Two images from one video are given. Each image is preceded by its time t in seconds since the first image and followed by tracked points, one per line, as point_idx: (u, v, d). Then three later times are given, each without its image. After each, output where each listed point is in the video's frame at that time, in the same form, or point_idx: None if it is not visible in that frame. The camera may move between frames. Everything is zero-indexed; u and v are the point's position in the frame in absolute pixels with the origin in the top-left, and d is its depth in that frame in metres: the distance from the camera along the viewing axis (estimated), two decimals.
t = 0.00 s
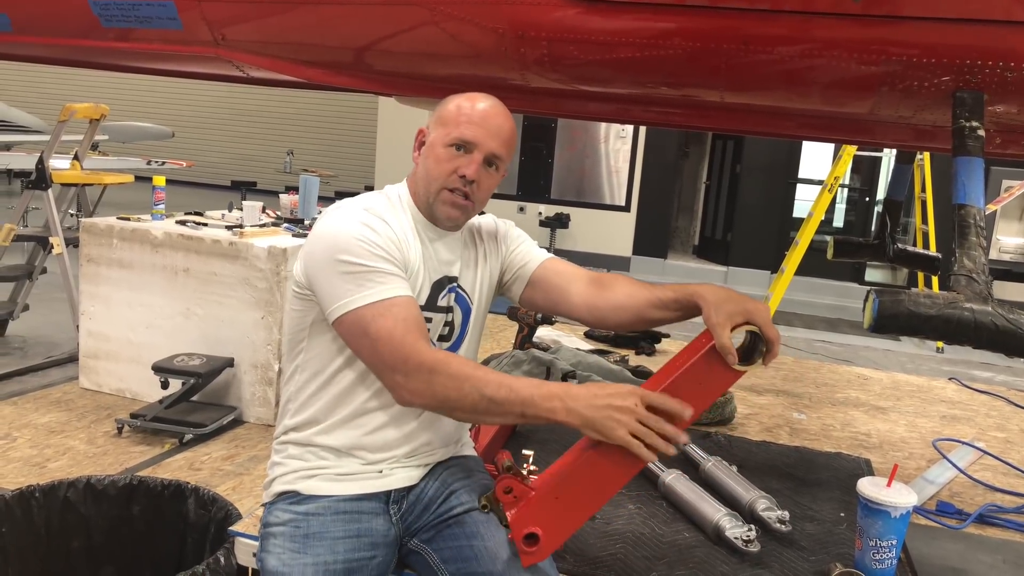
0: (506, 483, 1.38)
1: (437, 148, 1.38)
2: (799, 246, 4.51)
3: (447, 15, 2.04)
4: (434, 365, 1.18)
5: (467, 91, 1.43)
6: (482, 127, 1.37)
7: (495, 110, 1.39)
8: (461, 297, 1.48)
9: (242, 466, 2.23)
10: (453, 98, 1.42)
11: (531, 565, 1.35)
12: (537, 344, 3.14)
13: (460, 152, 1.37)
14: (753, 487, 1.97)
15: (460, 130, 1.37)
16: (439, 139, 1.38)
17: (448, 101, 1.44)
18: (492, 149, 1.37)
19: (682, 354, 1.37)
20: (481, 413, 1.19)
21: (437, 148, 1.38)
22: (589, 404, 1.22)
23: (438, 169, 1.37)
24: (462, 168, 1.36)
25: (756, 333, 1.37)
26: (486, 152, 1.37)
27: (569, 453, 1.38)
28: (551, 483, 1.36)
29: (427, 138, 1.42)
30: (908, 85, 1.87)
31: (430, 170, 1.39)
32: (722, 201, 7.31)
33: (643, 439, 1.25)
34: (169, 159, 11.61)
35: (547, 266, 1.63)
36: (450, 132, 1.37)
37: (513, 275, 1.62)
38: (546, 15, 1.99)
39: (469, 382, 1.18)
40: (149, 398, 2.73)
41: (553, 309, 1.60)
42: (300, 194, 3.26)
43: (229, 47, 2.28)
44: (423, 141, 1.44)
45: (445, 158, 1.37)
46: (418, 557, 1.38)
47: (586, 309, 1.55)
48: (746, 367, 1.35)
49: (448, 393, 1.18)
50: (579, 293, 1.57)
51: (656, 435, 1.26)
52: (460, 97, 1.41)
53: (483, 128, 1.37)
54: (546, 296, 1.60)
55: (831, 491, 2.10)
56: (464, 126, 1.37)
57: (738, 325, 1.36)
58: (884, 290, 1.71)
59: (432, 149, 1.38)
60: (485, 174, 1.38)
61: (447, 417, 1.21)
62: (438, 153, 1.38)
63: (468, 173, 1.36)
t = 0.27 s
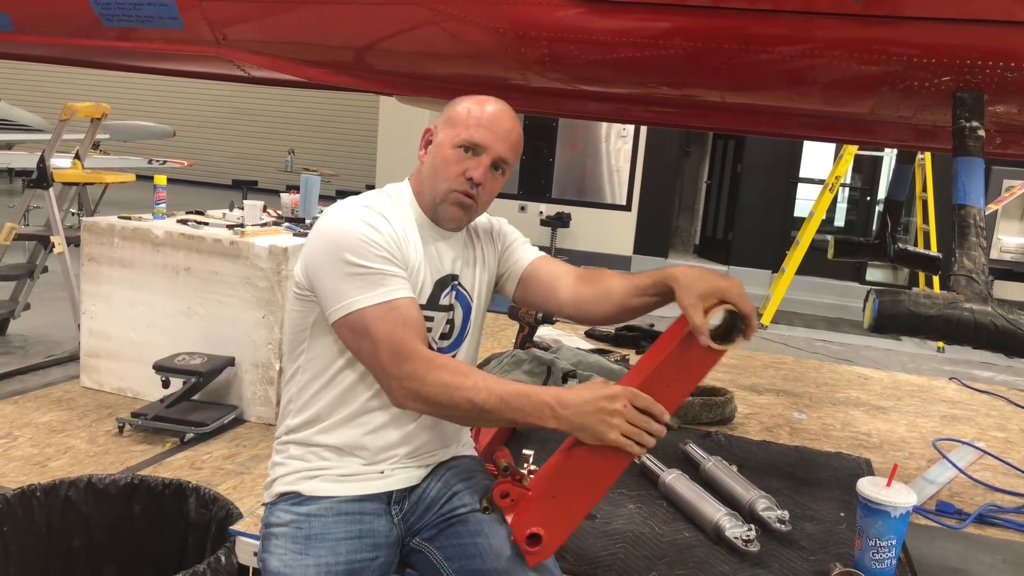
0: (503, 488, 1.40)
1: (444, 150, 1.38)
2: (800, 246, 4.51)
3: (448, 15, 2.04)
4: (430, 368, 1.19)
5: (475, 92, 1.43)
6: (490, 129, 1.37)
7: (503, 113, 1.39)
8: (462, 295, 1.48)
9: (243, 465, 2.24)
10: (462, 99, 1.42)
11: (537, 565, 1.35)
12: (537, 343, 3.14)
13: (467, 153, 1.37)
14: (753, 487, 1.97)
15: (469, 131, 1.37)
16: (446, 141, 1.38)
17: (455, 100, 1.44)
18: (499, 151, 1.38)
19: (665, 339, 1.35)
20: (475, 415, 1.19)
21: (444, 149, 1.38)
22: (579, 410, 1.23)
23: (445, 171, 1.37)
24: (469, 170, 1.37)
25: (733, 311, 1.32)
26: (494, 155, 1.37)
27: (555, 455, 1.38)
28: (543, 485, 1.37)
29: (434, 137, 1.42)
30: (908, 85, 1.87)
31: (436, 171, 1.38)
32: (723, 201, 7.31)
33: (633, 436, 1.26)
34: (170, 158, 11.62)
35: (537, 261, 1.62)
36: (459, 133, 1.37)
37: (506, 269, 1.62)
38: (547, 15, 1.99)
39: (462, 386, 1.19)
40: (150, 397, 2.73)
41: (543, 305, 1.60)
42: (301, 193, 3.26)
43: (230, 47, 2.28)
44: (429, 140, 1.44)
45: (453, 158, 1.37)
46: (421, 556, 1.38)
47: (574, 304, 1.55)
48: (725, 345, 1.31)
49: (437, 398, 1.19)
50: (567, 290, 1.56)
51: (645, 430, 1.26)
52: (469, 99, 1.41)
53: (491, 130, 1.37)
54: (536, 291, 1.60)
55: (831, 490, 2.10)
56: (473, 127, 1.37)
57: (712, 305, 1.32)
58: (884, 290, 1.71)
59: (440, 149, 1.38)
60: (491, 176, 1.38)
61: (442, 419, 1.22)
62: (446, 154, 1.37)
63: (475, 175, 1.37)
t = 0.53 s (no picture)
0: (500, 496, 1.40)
1: (443, 153, 1.38)
2: (800, 248, 4.52)
3: (448, 18, 2.04)
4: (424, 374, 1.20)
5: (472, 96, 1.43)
6: (490, 134, 1.37)
7: (501, 118, 1.39)
8: (458, 299, 1.48)
9: (242, 467, 2.24)
10: (460, 102, 1.41)
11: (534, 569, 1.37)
12: (537, 345, 3.14)
13: (465, 157, 1.37)
14: (752, 490, 1.97)
15: (468, 136, 1.37)
16: (445, 144, 1.38)
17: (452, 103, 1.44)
18: (498, 157, 1.38)
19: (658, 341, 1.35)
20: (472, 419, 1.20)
21: (442, 152, 1.37)
22: (574, 415, 1.23)
23: (443, 173, 1.37)
24: (467, 174, 1.37)
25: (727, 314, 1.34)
26: (493, 159, 1.37)
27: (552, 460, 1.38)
28: (542, 490, 1.36)
29: (432, 140, 1.41)
30: (908, 89, 1.87)
31: (434, 173, 1.38)
32: (724, 202, 7.31)
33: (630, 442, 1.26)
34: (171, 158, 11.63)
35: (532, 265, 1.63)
36: (457, 136, 1.37)
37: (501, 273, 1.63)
38: (547, 18, 1.99)
39: (456, 391, 1.19)
40: (149, 398, 2.74)
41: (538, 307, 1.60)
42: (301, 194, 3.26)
43: (230, 49, 2.29)
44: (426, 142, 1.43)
45: (452, 162, 1.37)
46: (418, 561, 1.37)
47: (568, 308, 1.55)
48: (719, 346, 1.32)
49: (429, 403, 1.20)
50: (562, 295, 1.56)
51: (639, 434, 1.26)
52: (467, 102, 1.41)
53: (490, 135, 1.37)
54: (530, 294, 1.60)
55: (830, 494, 2.11)
56: (472, 131, 1.37)
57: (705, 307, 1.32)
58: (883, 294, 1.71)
59: (438, 152, 1.38)
60: (489, 179, 1.39)
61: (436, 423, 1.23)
62: (444, 157, 1.37)
63: (473, 179, 1.37)
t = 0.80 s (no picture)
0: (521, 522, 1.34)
1: (445, 164, 1.35)
2: (801, 253, 4.52)
3: (450, 23, 2.04)
4: (422, 384, 1.20)
5: (461, 97, 1.39)
6: (488, 142, 1.35)
7: (495, 121, 1.37)
8: (451, 309, 1.48)
9: (243, 471, 2.24)
10: (451, 107, 1.37)
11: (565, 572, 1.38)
12: (538, 350, 3.14)
13: (470, 169, 1.35)
14: (753, 496, 1.97)
15: (470, 147, 1.34)
16: (445, 154, 1.35)
17: (439, 104, 1.39)
18: (500, 164, 1.37)
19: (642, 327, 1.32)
20: (473, 428, 1.20)
21: (446, 165, 1.35)
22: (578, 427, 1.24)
23: (450, 186, 1.35)
24: (474, 186, 1.36)
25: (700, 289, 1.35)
26: (496, 168, 1.37)
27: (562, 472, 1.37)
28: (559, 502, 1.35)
29: (428, 149, 1.37)
30: (909, 94, 1.87)
31: (438, 186, 1.36)
32: (725, 206, 7.31)
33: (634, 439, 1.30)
34: (173, 161, 11.65)
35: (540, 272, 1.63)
36: (458, 148, 1.34)
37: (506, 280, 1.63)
38: (547, 23, 1.99)
39: (455, 400, 1.19)
40: (150, 402, 2.74)
41: (547, 316, 1.61)
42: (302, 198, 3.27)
43: (232, 53, 2.29)
44: (420, 149, 1.39)
45: (456, 175, 1.35)
46: (417, 566, 1.40)
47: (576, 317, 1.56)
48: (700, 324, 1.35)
49: (428, 413, 1.20)
50: (570, 306, 1.57)
51: (640, 426, 1.31)
52: (460, 107, 1.37)
53: (491, 143, 1.35)
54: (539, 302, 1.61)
55: (831, 500, 2.10)
56: (473, 142, 1.34)
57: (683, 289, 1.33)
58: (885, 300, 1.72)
59: (440, 164, 1.36)
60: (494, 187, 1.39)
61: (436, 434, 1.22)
62: (447, 169, 1.35)
63: (480, 191, 1.36)
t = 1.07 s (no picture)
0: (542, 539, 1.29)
1: (434, 167, 1.35)
2: (803, 256, 4.51)
3: (453, 26, 2.05)
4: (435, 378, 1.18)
5: (442, 98, 1.38)
6: (475, 140, 1.35)
7: (480, 120, 1.36)
8: (446, 312, 1.48)
9: (245, 474, 2.23)
10: (434, 108, 1.36)
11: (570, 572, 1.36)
12: (541, 353, 3.14)
13: (460, 170, 1.35)
14: (757, 499, 1.96)
15: (457, 148, 1.34)
16: (433, 156, 1.34)
17: (421, 107, 1.38)
18: (488, 162, 1.37)
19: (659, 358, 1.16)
20: (484, 434, 1.16)
21: (434, 167, 1.34)
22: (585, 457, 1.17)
23: (440, 189, 1.35)
24: (464, 187, 1.36)
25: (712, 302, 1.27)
26: (483, 167, 1.36)
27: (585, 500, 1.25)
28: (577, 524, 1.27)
29: (414, 151, 1.36)
30: (913, 97, 1.87)
31: (428, 189, 1.35)
32: (728, 209, 7.30)
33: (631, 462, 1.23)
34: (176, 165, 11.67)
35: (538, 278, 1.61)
36: (445, 150, 1.34)
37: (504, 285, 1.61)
38: (550, 26, 1.99)
39: (469, 404, 1.16)
40: (152, 405, 2.74)
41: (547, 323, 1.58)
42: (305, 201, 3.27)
43: (235, 56, 2.29)
44: (405, 152, 1.38)
45: (445, 176, 1.34)
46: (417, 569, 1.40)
47: (577, 326, 1.54)
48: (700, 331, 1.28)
49: (444, 412, 1.17)
50: (571, 313, 1.55)
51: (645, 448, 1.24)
52: (443, 108, 1.36)
53: (478, 143, 1.35)
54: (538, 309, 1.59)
55: (835, 503, 2.09)
56: (460, 143, 1.34)
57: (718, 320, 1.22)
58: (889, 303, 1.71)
59: (428, 166, 1.35)
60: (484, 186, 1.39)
61: (449, 434, 1.20)
62: (436, 171, 1.34)
63: (470, 191, 1.36)
